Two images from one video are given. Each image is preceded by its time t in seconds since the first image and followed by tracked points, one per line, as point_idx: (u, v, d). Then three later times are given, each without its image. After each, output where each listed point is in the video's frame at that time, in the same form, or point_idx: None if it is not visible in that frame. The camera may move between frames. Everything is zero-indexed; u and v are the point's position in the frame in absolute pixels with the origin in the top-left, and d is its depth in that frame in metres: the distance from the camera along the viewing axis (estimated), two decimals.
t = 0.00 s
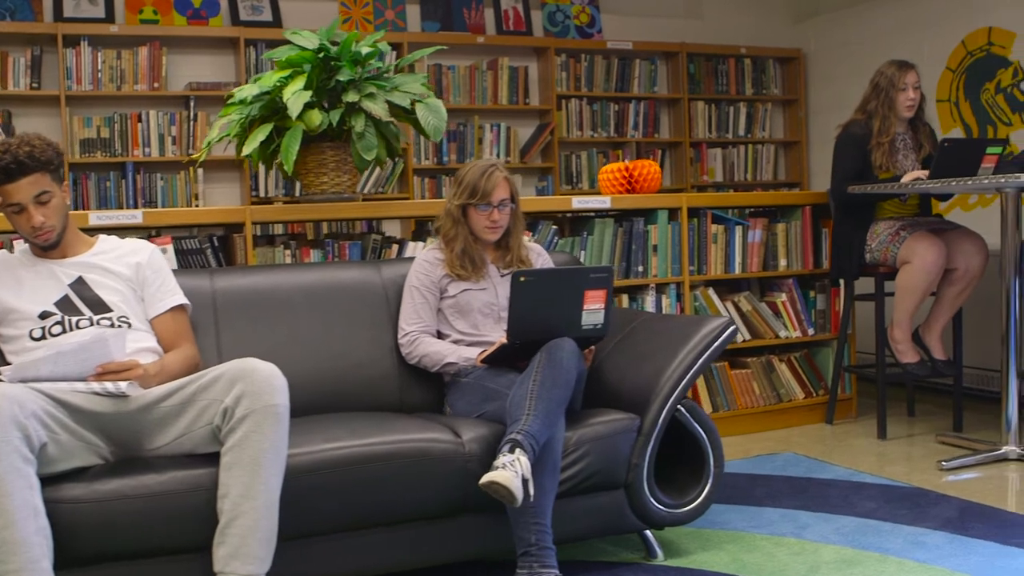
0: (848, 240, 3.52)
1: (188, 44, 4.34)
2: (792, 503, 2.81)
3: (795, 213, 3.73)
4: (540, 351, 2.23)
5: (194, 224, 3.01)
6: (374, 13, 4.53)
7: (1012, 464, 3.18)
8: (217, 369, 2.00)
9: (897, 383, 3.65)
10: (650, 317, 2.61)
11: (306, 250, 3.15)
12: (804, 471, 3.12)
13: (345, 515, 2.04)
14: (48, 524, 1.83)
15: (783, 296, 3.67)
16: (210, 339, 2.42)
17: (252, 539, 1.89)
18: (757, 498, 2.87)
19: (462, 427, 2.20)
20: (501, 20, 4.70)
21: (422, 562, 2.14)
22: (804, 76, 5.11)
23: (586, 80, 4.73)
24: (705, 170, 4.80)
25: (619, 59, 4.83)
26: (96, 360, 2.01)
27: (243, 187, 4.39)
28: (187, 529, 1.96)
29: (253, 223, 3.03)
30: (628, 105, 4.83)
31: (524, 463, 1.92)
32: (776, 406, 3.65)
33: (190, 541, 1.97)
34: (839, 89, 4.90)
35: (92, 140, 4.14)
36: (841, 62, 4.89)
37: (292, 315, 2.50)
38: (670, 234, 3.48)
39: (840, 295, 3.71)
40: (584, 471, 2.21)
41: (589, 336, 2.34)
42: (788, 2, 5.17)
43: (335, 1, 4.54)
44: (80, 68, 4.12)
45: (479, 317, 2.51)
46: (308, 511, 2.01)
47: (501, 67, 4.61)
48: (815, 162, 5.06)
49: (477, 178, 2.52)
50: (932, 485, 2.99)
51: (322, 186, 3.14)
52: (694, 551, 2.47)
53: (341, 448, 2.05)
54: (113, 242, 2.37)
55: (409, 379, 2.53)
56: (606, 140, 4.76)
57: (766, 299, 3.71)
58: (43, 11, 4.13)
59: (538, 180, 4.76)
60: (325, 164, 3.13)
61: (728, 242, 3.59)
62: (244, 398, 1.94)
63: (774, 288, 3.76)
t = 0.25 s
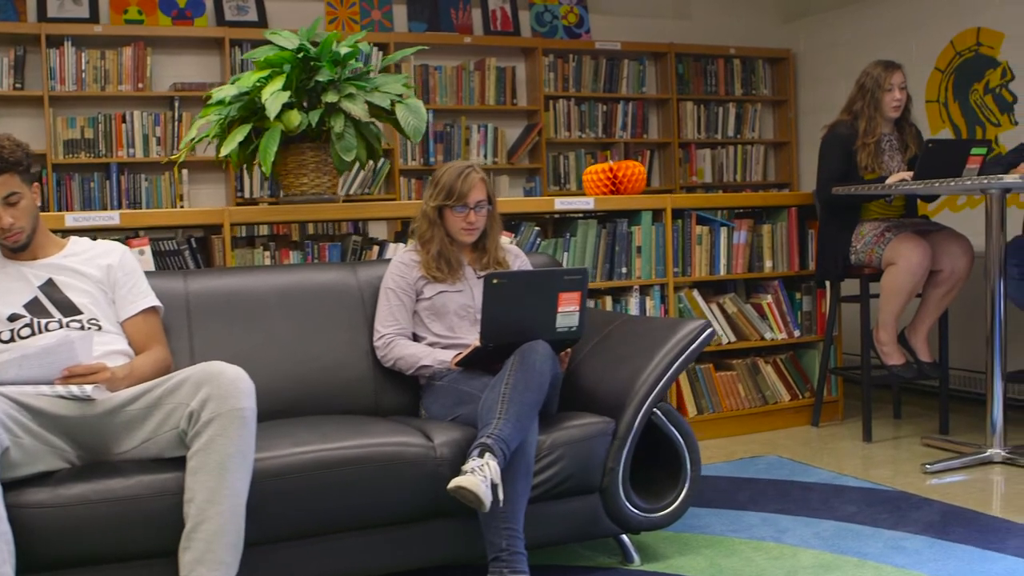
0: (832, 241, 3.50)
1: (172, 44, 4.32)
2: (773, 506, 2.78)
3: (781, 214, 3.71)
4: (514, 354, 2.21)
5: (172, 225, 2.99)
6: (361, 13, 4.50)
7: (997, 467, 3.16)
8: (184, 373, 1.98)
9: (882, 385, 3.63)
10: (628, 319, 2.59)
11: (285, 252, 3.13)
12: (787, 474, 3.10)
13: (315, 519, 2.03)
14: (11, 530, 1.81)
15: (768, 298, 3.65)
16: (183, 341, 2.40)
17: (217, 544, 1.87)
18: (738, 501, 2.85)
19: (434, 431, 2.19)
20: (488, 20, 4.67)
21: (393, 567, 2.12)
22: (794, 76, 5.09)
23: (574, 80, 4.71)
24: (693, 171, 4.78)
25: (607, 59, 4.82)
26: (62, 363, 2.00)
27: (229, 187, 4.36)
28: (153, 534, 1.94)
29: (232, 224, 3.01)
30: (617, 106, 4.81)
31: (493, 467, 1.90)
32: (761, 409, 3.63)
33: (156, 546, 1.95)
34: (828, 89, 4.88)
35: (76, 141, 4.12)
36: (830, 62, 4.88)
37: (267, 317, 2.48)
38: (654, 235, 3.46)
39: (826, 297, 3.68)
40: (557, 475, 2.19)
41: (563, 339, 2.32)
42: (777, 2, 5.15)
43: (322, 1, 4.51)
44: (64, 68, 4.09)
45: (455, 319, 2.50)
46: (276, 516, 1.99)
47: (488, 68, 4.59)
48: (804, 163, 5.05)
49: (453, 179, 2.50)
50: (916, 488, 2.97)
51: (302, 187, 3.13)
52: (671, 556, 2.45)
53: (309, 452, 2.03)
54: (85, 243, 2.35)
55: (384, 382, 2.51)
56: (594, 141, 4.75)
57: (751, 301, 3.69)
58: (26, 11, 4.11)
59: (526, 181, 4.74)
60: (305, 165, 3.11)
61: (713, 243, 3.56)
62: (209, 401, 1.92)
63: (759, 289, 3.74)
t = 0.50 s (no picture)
0: (817, 242, 3.48)
1: (157, 43, 4.30)
2: (753, 509, 2.76)
3: (766, 215, 3.69)
4: (486, 357, 2.19)
5: (149, 226, 2.97)
6: (347, 12, 4.47)
7: (982, 470, 3.13)
8: (149, 376, 1.96)
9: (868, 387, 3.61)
10: (606, 321, 2.57)
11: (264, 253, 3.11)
12: (770, 477, 3.07)
13: (283, 523, 2.00)
14: None
15: (754, 299, 3.62)
16: (155, 343, 2.38)
17: (182, 549, 1.84)
18: (719, 504, 2.82)
19: (406, 434, 2.16)
20: (476, 20, 4.65)
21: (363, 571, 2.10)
22: (784, 76, 5.07)
23: (562, 80, 4.69)
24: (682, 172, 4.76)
25: (596, 59, 4.80)
26: (28, 365, 1.98)
27: (214, 188, 4.34)
28: (118, 538, 1.91)
29: (210, 226, 2.99)
30: (605, 106, 4.79)
31: (462, 471, 1.88)
32: (746, 410, 3.61)
33: (121, 551, 1.93)
34: (818, 89, 4.86)
35: (59, 141, 4.09)
36: (820, 62, 4.86)
37: (241, 319, 2.46)
38: (638, 236, 3.44)
39: (812, 298, 3.66)
40: (531, 479, 2.16)
41: (538, 341, 2.30)
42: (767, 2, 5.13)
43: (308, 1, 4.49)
44: (47, 68, 4.07)
45: (430, 321, 2.48)
46: (243, 520, 1.97)
47: (475, 68, 4.57)
48: (794, 163, 5.03)
49: (428, 180, 2.48)
50: (899, 491, 2.95)
51: (282, 188, 3.11)
52: (648, 559, 2.42)
53: (277, 457, 2.01)
54: (56, 244, 2.32)
55: (359, 384, 2.49)
56: (582, 141, 4.73)
57: (737, 302, 3.67)
58: (10, 11, 4.08)
59: (514, 181, 4.72)
60: (285, 165, 3.09)
61: (697, 244, 3.54)
62: (175, 404, 1.90)
63: (745, 290, 3.71)
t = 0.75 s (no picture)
0: (802, 244, 3.46)
1: (142, 43, 4.28)
2: (734, 513, 2.74)
3: (752, 216, 3.67)
4: (458, 360, 2.17)
5: (127, 227, 2.94)
6: (334, 12, 4.45)
7: (966, 473, 3.11)
8: (114, 379, 1.94)
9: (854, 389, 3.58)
10: (584, 324, 2.55)
11: (243, 254, 3.08)
12: (753, 480, 3.05)
13: (250, 528, 1.98)
14: None
15: (739, 301, 3.60)
16: (127, 345, 2.36)
17: (146, 555, 1.82)
18: (700, 508, 2.80)
19: (377, 438, 2.14)
20: (464, 20, 4.63)
21: None
22: (773, 77, 5.05)
23: (550, 80, 4.67)
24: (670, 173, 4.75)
25: (584, 59, 4.78)
26: None
27: (199, 189, 4.32)
28: (82, 543, 1.89)
29: (188, 227, 2.97)
30: (594, 107, 4.77)
31: (429, 475, 1.86)
32: (732, 413, 3.58)
33: (86, 556, 1.91)
34: (808, 89, 4.84)
35: (43, 142, 4.07)
36: (809, 62, 4.84)
37: (214, 321, 2.44)
38: (622, 238, 3.41)
39: (798, 299, 3.64)
40: (504, 483, 2.14)
41: (512, 344, 2.27)
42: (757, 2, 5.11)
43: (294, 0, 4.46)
44: (30, 68, 4.05)
45: (405, 323, 2.46)
46: (209, 525, 1.95)
47: (463, 68, 4.54)
48: (784, 164, 5.01)
49: (403, 181, 2.46)
50: (882, 495, 2.93)
51: (261, 188, 3.09)
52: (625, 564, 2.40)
53: (244, 460, 1.99)
54: (27, 245, 2.29)
55: (334, 387, 2.47)
56: (570, 142, 4.70)
57: (722, 303, 3.64)
58: None
59: (501, 182, 4.70)
60: (265, 166, 3.07)
61: (682, 245, 3.51)
62: (139, 408, 1.89)
63: (731, 292, 3.69)
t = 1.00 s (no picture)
0: (787, 245, 3.44)
1: (127, 43, 4.25)
2: (713, 517, 2.72)
3: (737, 217, 3.65)
4: (430, 363, 2.15)
5: (104, 228, 2.92)
6: (320, 12, 4.42)
7: (950, 477, 3.08)
8: (78, 382, 1.93)
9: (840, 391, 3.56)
10: (561, 326, 2.53)
11: (221, 255, 3.06)
12: (735, 483, 3.03)
13: (217, 532, 1.96)
14: None
15: (724, 303, 3.58)
16: (98, 347, 2.33)
17: (109, 560, 1.79)
18: (680, 512, 2.78)
19: (347, 442, 2.13)
20: (451, 20, 4.61)
21: None
22: (763, 78, 5.03)
23: (538, 80, 4.65)
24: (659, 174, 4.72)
25: (572, 60, 4.76)
26: None
27: (184, 190, 4.30)
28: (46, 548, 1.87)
29: (165, 228, 2.94)
30: (582, 107, 4.75)
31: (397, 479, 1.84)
32: (716, 415, 3.56)
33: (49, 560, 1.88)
34: (797, 90, 4.82)
35: (26, 142, 4.05)
36: (799, 63, 4.81)
37: (187, 323, 2.41)
38: (605, 239, 3.39)
39: (784, 301, 3.61)
40: (476, 487, 2.12)
41: (486, 346, 2.25)
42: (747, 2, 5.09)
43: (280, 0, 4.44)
44: (14, 68, 4.03)
45: (379, 325, 2.44)
46: (176, 529, 1.93)
47: (450, 68, 4.52)
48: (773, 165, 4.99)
49: (378, 181, 2.44)
50: (864, 498, 2.90)
51: (241, 189, 3.06)
52: (601, 568, 2.38)
53: (211, 464, 1.98)
54: None
55: (308, 390, 2.45)
56: (558, 143, 4.68)
57: (707, 305, 3.62)
58: None
59: (489, 183, 4.68)
60: (244, 167, 3.05)
61: (666, 247, 3.49)
62: (102, 411, 1.87)
63: (716, 293, 3.67)
